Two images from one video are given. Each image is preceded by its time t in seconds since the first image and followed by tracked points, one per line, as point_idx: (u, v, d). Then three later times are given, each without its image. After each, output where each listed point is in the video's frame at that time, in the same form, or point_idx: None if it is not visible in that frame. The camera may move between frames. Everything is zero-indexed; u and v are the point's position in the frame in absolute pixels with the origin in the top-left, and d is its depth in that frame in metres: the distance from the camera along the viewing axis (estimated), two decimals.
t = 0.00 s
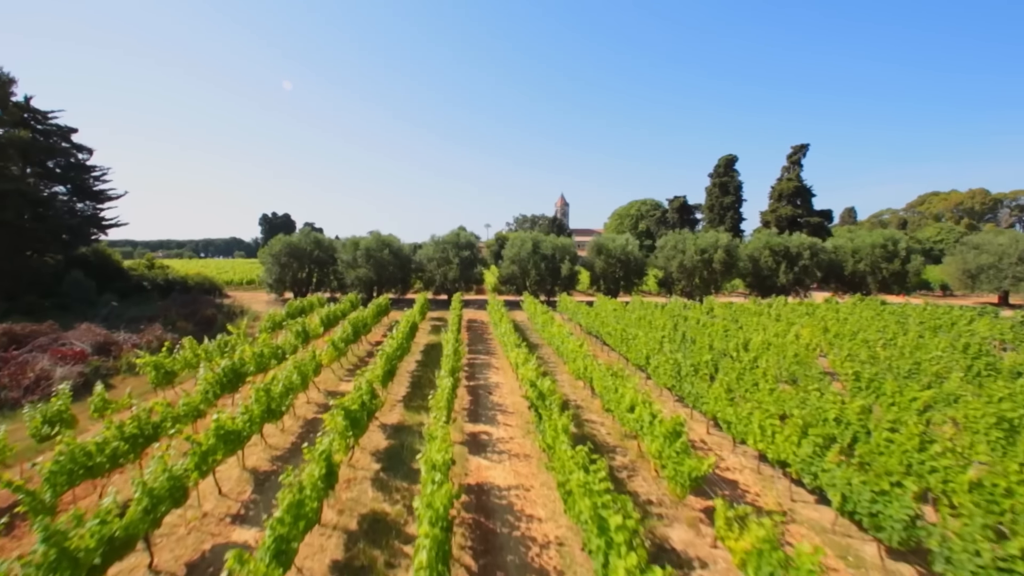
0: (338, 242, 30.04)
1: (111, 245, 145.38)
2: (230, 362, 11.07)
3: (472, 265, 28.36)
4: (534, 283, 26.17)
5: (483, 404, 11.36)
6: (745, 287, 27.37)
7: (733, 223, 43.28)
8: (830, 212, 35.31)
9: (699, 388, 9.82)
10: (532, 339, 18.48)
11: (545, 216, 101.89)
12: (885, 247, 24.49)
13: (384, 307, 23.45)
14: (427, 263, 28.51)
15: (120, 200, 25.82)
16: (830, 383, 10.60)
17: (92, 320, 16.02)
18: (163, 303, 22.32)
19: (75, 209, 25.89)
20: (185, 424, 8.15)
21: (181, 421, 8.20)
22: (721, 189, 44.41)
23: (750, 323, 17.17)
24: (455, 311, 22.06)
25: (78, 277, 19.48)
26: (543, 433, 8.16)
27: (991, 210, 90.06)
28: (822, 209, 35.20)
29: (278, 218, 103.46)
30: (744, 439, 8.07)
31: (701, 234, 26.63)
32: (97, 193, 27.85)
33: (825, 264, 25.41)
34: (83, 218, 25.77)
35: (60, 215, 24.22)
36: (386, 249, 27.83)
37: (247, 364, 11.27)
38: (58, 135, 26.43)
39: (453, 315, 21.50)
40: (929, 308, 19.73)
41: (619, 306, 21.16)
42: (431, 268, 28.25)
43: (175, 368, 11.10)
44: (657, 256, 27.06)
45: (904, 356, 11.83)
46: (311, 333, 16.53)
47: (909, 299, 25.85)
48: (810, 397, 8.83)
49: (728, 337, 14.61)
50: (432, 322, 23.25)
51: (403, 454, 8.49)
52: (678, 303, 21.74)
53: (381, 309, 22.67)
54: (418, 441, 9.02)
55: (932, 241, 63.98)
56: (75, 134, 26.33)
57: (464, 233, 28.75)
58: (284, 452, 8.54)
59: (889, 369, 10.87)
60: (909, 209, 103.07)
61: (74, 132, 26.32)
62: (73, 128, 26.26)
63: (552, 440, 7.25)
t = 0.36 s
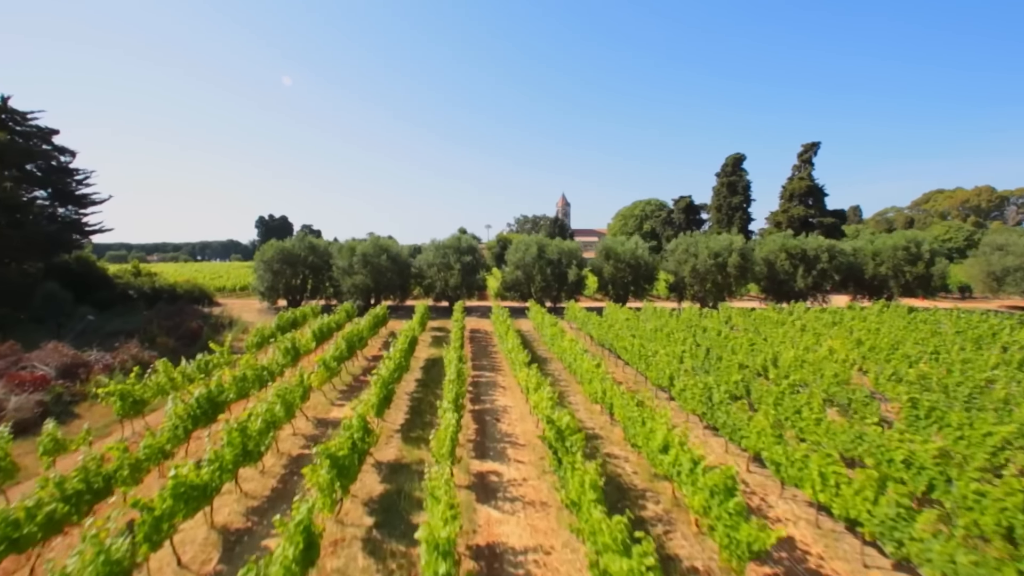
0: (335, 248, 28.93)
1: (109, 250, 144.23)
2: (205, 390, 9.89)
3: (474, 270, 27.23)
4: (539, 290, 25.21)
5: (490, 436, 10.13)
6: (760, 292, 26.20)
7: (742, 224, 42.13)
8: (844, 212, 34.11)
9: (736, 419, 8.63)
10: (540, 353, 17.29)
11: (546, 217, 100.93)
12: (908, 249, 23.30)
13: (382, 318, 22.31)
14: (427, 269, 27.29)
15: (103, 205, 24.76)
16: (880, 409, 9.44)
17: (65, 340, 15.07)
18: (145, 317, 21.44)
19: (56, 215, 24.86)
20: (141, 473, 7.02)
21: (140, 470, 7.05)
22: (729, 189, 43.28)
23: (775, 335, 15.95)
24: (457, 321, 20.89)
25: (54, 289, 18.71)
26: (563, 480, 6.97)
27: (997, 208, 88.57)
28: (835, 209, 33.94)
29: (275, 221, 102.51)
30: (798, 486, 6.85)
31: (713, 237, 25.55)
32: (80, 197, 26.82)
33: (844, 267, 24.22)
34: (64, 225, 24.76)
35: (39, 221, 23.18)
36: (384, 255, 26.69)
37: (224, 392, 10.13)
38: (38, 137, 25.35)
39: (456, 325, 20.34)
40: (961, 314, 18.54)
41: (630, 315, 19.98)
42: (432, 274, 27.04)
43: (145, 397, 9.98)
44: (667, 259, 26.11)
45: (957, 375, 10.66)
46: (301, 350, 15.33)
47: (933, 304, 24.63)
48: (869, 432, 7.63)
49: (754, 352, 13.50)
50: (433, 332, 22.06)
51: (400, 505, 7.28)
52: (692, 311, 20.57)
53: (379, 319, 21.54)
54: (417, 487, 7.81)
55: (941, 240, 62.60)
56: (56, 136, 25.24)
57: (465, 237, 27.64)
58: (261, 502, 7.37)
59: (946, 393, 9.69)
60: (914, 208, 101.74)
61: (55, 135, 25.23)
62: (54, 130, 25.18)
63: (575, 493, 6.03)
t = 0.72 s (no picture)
0: (330, 253, 27.84)
1: (105, 253, 142.73)
2: (173, 422, 8.87)
3: (475, 276, 26.14)
4: (544, 295, 24.56)
5: (497, 473, 9.02)
6: (773, 297, 25.15)
7: (749, 224, 41.10)
8: (856, 212, 33.05)
9: (778, 456, 7.54)
10: (547, 367, 16.18)
11: (546, 217, 99.90)
12: (929, 252, 22.20)
13: (379, 328, 21.22)
14: (426, 275, 26.14)
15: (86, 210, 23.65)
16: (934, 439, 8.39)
17: (36, 357, 14.08)
18: (126, 329, 20.42)
19: (35, 221, 23.77)
20: (83, 531, 5.93)
21: (84, 530, 5.98)
22: (735, 189, 42.29)
23: (799, 348, 14.82)
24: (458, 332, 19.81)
25: (26, 300, 17.53)
26: (587, 539, 5.88)
27: (1000, 206, 86.55)
28: (847, 210, 32.85)
29: (273, 224, 101.52)
30: (864, 548, 5.71)
31: (724, 240, 24.55)
32: (63, 202, 25.72)
33: (861, 271, 23.15)
34: (44, 231, 23.66)
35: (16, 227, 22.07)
36: (381, 260, 25.57)
37: (194, 423, 9.05)
38: (18, 140, 24.29)
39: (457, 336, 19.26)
40: (991, 321, 17.49)
41: (640, 324, 18.83)
42: (431, 280, 25.86)
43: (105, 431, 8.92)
44: (677, 263, 25.24)
45: (1013, 398, 9.61)
46: (289, 368, 14.25)
47: (954, 308, 23.56)
48: (939, 476, 6.50)
49: (779, 368, 12.54)
50: (432, 343, 20.86)
51: (392, 569, 6.16)
52: (706, 320, 19.47)
53: (375, 330, 20.43)
54: (415, 542, 6.70)
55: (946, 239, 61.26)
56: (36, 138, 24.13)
57: (466, 241, 26.61)
58: (228, 564, 6.27)
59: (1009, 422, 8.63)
60: (916, 206, 100.43)
61: (35, 137, 24.13)
62: (34, 131, 24.09)
63: (603, 568, 4.91)
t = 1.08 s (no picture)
0: (322, 259, 26.79)
1: (98, 256, 141.07)
2: (130, 464, 7.83)
3: (474, 282, 25.08)
4: (545, 302, 23.58)
5: (501, 517, 7.95)
6: (784, 303, 24.20)
7: (753, 226, 40.27)
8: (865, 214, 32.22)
9: (829, 507, 6.54)
10: (552, 384, 15.11)
11: (544, 219, 99.08)
12: (949, 256, 21.21)
13: (373, 339, 20.17)
14: (423, 282, 25.07)
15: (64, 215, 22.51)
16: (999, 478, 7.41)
17: None
18: (104, 342, 19.37)
19: (11, 227, 22.61)
20: None
21: None
22: (739, 190, 41.45)
23: (824, 363, 13.76)
24: (456, 344, 18.72)
25: None
26: None
27: (1001, 206, 86.02)
28: (856, 212, 31.92)
29: (268, 226, 100.32)
30: None
31: (733, 245, 23.57)
32: (41, 207, 24.52)
33: (876, 276, 22.19)
34: (21, 238, 22.50)
35: None
36: (375, 267, 24.51)
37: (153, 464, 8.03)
38: None
39: (455, 349, 18.19)
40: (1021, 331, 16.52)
41: (649, 334, 17.76)
42: (428, 287, 24.82)
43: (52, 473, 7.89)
44: (684, 269, 24.32)
45: None
46: (272, 387, 13.15)
47: (973, 314, 22.62)
48: None
49: (805, 388, 11.58)
50: (429, 356, 19.74)
51: None
52: (718, 329, 18.41)
53: (368, 342, 19.37)
54: None
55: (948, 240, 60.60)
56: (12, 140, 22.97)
57: (465, 246, 25.57)
58: None
59: None
60: (916, 206, 99.86)
61: (10, 139, 22.98)
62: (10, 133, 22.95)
63: None
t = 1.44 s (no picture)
0: (311, 264, 25.49)
1: (86, 257, 138.28)
2: (55, 527, 6.45)
3: (471, 290, 23.81)
4: (546, 311, 22.41)
5: None
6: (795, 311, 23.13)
7: (758, 229, 39.37)
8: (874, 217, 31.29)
9: None
10: (556, 406, 13.89)
11: (541, 220, 98.05)
12: (970, 262, 20.17)
13: (363, 353, 18.89)
14: (417, 289, 23.75)
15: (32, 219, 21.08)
16: None
17: None
18: (72, 356, 18.00)
19: None
20: None
21: None
22: (743, 192, 40.50)
23: (855, 384, 12.61)
24: (453, 359, 17.43)
25: None
26: None
27: (999, 208, 85.79)
28: (866, 215, 30.97)
29: (260, 228, 98.59)
30: None
31: (743, 250, 22.51)
32: (10, 210, 23.07)
33: (893, 282, 21.14)
34: None
35: None
36: (366, 274, 23.24)
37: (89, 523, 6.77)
38: None
39: (452, 364, 16.91)
40: None
41: (659, 348, 16.59)
42: (422, 295, 23.53)
43: None
44: (691, 275, 23.25)
45: None
46: (247, 414, 11.82)
47: (994, 322, 21.62)
48: None
49: (839, 414, 10.44)
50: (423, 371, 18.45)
51: None
52: (731, 341, 17.31)
53: (358, 356, 18.10)
54: None
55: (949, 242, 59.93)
56: None
57: (461, 251, 24.30)
58: None
59: None
60: (913, 208, 99.51)
61: None
62: None
63: None
